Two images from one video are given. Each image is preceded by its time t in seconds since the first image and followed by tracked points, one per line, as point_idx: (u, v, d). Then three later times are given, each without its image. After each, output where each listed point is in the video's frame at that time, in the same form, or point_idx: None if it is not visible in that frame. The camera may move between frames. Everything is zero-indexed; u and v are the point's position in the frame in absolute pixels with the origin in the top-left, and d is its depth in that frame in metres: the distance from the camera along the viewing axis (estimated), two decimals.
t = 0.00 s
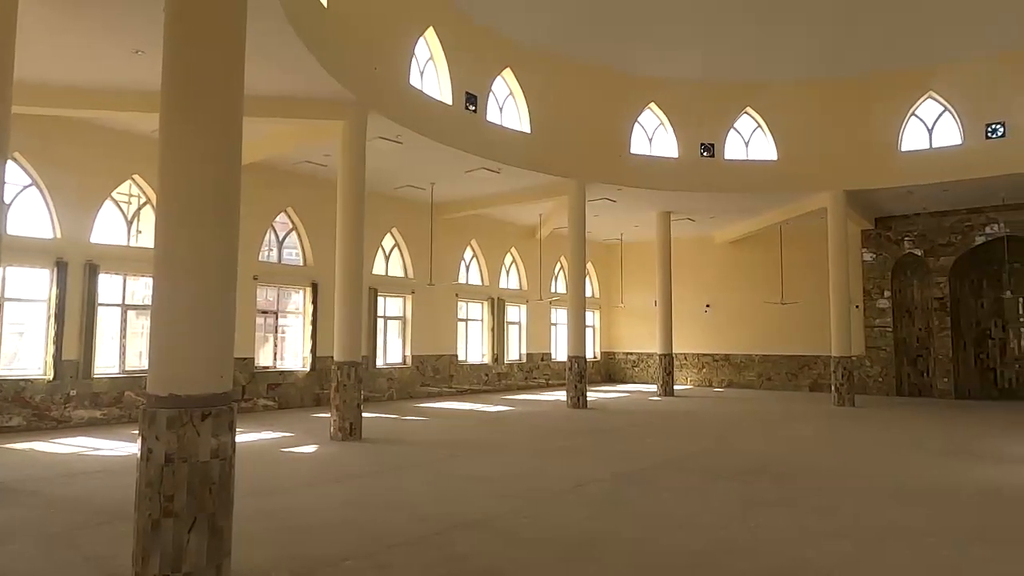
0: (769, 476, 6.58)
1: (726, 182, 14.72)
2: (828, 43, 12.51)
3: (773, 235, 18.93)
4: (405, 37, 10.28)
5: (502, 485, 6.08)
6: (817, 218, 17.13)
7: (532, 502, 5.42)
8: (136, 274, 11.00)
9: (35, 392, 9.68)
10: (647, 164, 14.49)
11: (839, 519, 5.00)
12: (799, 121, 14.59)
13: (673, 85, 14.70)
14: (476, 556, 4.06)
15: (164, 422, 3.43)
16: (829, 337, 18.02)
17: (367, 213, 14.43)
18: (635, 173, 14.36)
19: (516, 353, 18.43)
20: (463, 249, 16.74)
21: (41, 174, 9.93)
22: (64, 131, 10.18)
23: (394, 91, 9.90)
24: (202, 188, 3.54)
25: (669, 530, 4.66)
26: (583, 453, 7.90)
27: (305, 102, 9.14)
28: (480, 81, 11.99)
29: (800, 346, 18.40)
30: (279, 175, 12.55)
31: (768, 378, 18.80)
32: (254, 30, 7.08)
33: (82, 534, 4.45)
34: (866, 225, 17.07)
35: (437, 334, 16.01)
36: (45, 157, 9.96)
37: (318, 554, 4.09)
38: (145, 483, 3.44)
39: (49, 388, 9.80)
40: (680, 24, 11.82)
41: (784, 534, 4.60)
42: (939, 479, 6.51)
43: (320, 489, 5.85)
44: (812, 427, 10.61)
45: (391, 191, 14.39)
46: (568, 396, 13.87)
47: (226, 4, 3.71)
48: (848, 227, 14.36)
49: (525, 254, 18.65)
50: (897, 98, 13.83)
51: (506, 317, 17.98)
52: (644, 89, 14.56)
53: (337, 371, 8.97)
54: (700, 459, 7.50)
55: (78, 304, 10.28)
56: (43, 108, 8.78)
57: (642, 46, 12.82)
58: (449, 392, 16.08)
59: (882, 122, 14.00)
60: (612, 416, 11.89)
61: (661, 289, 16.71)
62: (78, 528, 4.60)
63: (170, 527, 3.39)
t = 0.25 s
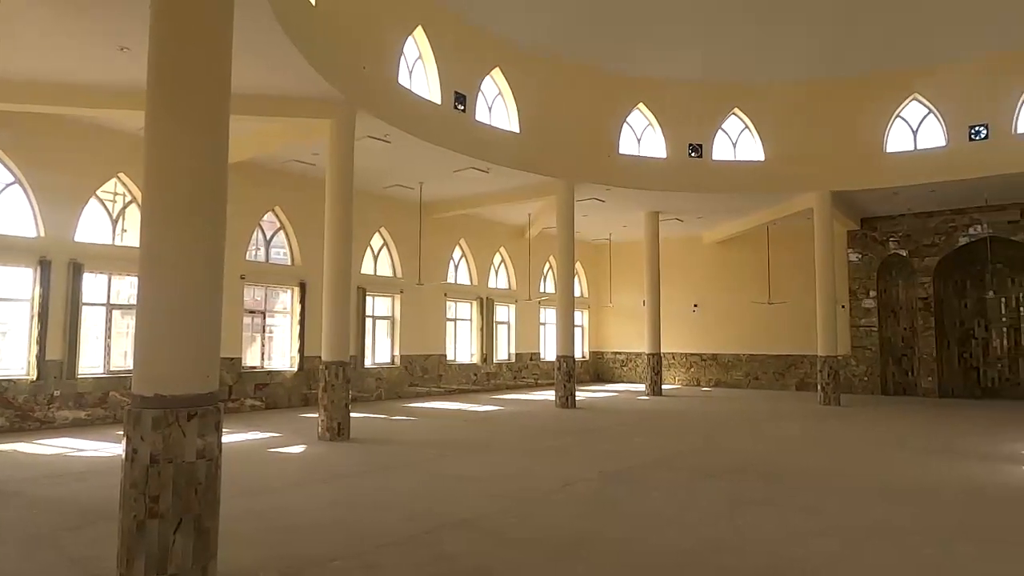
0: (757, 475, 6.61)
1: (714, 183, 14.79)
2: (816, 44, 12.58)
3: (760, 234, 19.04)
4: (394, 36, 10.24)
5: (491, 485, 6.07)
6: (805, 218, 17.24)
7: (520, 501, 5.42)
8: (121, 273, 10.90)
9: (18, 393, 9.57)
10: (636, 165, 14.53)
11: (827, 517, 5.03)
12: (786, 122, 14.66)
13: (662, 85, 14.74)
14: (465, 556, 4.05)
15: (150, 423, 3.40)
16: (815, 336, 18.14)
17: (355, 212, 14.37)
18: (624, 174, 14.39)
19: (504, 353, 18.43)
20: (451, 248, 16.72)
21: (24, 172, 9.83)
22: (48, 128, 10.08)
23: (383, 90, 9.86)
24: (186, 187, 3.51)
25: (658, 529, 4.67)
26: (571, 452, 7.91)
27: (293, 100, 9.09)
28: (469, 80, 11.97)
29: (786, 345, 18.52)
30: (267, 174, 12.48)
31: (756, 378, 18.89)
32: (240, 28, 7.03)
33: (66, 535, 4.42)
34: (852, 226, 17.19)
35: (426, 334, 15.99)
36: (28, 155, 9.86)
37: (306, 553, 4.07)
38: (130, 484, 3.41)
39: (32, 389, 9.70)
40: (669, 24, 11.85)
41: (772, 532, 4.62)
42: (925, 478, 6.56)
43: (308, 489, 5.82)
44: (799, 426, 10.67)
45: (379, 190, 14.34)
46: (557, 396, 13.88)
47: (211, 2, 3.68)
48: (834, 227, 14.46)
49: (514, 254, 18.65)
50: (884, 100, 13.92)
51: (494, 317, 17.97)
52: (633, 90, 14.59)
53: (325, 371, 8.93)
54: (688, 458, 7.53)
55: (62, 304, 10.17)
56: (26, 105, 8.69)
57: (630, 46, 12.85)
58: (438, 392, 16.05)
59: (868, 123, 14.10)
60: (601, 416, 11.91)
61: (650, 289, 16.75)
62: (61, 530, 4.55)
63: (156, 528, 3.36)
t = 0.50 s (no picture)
0: (744, 474, 6.64)
1: (702, 183, 14.85)
2: (803, 45, 12.65)
3: (748, 235, 19.13)
4: (382, 35, 10.20)
5: (479, 484, 6.06)
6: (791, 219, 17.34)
7: (509, 501, 5.42)
8: (105, 272, 10.80)
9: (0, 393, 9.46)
10: (625, 165, 14.56)
11: (813, 515, 5.06)
12: (773, 123, 14.73)
13: (650, 86, 14.79)
14: (453, 556, 4.04)
15: (134, 424, 3.38)
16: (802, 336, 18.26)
17: (344, 212, 14.32)
18: (613, 174, 14.42)
19: (493, 353, 18.42)
20: (440, 248, 16.69)
21: (6, 170, 9.71)
22: (31, 126, 9.97)
23: (372, 89, 9.83)
24: (171, 185, 3.48)
25: (647, 528, 4.68)
26: (559, 452, 7.92)
27: (280, 99, 9.05)
28: (458, 80, 11.96)
29: (773, 345, 18.62)
30: (254, 173, 12.41)
31: (743, 377, 18.99)
32: (227, 25, 6.98)
33: (49, 537, 4.37)
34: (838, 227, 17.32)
35: (414, 334, 15.96)
36: (11, 152, 9.75)
37: (293, 554, 4.05)
38: (114, 485, 3.38)
39: (15, 389, 9.59)
40: (658, 24, 11.88)
41: (760, 531, 4.64)
42: (910, 476, 6.62)
43: (295, 490, 5.79)
44: (785, 425, 10.73)
45: (367, 190, 14.29)
46: (545, 396, 13.89)
47: None
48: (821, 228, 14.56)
49: (503, 254, 18.65)
50: (870, 101, 14.03)
51: (483, 317, 17.96)
52: (622, 90, 14.62)
53: (313, 371, 8.89)
54: (675, 458, 7.55)
55: (46, 303, 10.07)
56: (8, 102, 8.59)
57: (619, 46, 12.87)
58: (427, 392, 16.02)
59: (854, 124, 14.20)
60: (589, 415, 11.93)
61: (638, 289, 16.79)
62: (44, 532, 4.50)
63: (140, 530, 3.33)
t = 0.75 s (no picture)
0: (731, 473, 6.67)
1: (690, 184, 14.91)
2: (789, 47, 12.72)
3: (735, 235, 19.23)
4: (370, 34, 10.17)
5: (467, 484, 6.05)
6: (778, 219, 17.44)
7: (496, 501, 5.42)
8: (90, 271, 10.70)
9: None
10: (613, 165, 14.59)
11: (798, 513, 5.10)
12: (760, 124, 14.81)
13: (638, 87, 14.83)
14: (440, 556, 4.02)
15: (118, 424, 3.36)
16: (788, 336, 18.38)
17: (331, 212, 14.26)
18: (601, 174, 14.45)
19: (482, 353, 18.41)
20: (429, 248, 16.66)
21: None
22: (14, 124, 9.87)
23: (360, 88, 9.79)
24: (156, 184, 3.45)
25: (634, 528, 4.68)
26: (547, 452, 7.92)
27: (267, 97, 8.99)
28: (447, 79, 11.94)
29: (760, 345, 18.73)
30: (239, 173, 12.33)
31: (730, 377, 19.08)
32: (213, 23, 6.93)
33: (31, 540, 4.32)
34: (824, 227, 17.44)
35: (403, 334, 15.92)
36: None
37: (279, 555, 4.03)
38: (98, 487, 3.35)
39: None
40: (645, 25, 11.92)
41: (746, 530, 4.65)
42: (894, 475, 6.68)
43: (282, 490, 5.76)
44: (772, 424, 10.79)
45: (355, 189, 14.24)
46: (534, 396, 13.89)
47: None
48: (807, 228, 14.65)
49: (491, 254, 18.64)
50: (856, 103, 14.14)
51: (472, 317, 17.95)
52: (610, 90, 14.66)
53: (300, 371, 8.85)
54: (663, 457, 7.57)
55: (29, 303, 9.96)
56: None
57: (607, 47, 12.89)
58: (415, 392, 15.99)
59: (841, 126, 14.30)
60: (577, 415, 11.95)
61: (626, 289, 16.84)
62: (26, 534, 4.45)
63: (125, 531, 3.30)
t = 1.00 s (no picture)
0: (718, 472, 6.70)
1: (678, 184, 14.96)
2: (777, 48, 12.79)
3: (722, 235, 19.32)
4: (359, 33, 10.13)
5: (455, 484, 6.04)
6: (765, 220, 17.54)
7: (484, 501, 5.41)
8: (74, 271, 10.61)
9: None
10: (601, 165, 14.62)
11: (784, 512, 5.13)
12: (748, 125, 14.89)
13: (627, 87, 14.87)
14: (428, 557, 4.01)
15: (102, 425, 3.33)
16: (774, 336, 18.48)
17: (319, 211, 14.19)
18: (589, 174, 14.48)
19: (470, 353, 18.39)
20: (417, 247, 16.63)
21: None
22: None
23: (348, 87, 9.76)
24: (142, 182, 3.42)
25: (622, 527, 4.69)
26: (535, 452, 7.92)
27: (254, 95, 8.94)
28: (435, 79, 11.92)
29: (747, 345, 18.82)
30: (226, 172, 12.25)
31: (718, 376, 19.16)
32: (200, 20, 6.88)
33: (13, 542, 4.27)
34: (810, 228, 17.57)
35: (391, 334, 15.88)
36: None
37: (266, 557, 4.00)
38: (81, 488, 3.32)
39: None
40: (634, 25, 11.94)
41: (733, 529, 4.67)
42: (879, 473, 6.73)
43: (268, 491, 5.72)
44: (759, 423, 10.84)
45: (343, 189, 14.19)
46: (523, 396, 13.89)
47: None
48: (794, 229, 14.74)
49: (480, 254, 18.63)
50: (842, 105, 14.25)
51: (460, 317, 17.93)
52: (599, 91, 14.69)
53: (287, 370, 8.80)
54: (651, 457, 7.59)
55: (12, 302, 9.85)
56: None
57: (596, 47, 12.92)
58: (404, 392, 15.95)
59: (827, 127, 14.40)
60: (566, 415, 11.96)
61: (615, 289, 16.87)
62: (8, 537, 4.39)
63: (108, 533, 3.27)
